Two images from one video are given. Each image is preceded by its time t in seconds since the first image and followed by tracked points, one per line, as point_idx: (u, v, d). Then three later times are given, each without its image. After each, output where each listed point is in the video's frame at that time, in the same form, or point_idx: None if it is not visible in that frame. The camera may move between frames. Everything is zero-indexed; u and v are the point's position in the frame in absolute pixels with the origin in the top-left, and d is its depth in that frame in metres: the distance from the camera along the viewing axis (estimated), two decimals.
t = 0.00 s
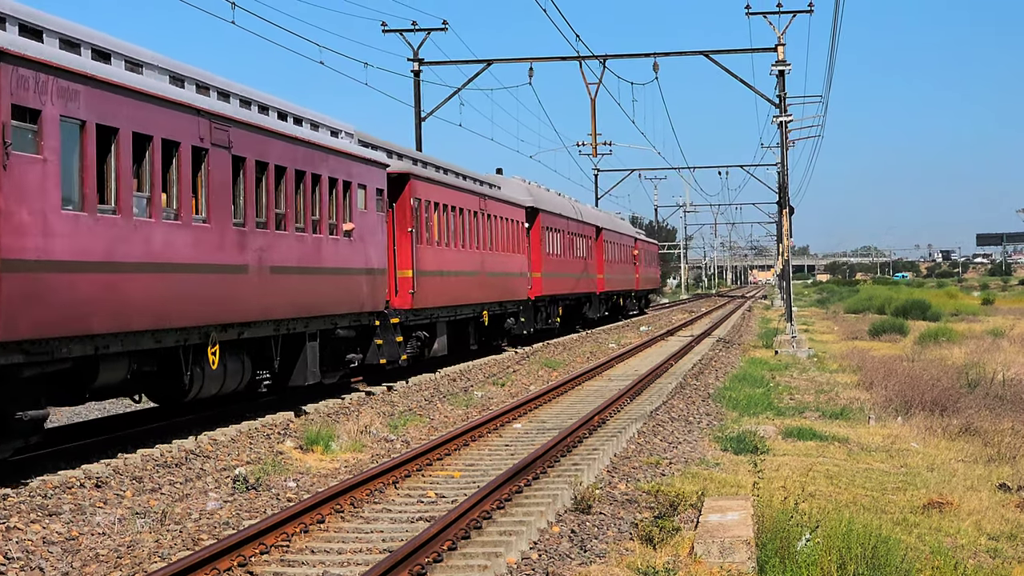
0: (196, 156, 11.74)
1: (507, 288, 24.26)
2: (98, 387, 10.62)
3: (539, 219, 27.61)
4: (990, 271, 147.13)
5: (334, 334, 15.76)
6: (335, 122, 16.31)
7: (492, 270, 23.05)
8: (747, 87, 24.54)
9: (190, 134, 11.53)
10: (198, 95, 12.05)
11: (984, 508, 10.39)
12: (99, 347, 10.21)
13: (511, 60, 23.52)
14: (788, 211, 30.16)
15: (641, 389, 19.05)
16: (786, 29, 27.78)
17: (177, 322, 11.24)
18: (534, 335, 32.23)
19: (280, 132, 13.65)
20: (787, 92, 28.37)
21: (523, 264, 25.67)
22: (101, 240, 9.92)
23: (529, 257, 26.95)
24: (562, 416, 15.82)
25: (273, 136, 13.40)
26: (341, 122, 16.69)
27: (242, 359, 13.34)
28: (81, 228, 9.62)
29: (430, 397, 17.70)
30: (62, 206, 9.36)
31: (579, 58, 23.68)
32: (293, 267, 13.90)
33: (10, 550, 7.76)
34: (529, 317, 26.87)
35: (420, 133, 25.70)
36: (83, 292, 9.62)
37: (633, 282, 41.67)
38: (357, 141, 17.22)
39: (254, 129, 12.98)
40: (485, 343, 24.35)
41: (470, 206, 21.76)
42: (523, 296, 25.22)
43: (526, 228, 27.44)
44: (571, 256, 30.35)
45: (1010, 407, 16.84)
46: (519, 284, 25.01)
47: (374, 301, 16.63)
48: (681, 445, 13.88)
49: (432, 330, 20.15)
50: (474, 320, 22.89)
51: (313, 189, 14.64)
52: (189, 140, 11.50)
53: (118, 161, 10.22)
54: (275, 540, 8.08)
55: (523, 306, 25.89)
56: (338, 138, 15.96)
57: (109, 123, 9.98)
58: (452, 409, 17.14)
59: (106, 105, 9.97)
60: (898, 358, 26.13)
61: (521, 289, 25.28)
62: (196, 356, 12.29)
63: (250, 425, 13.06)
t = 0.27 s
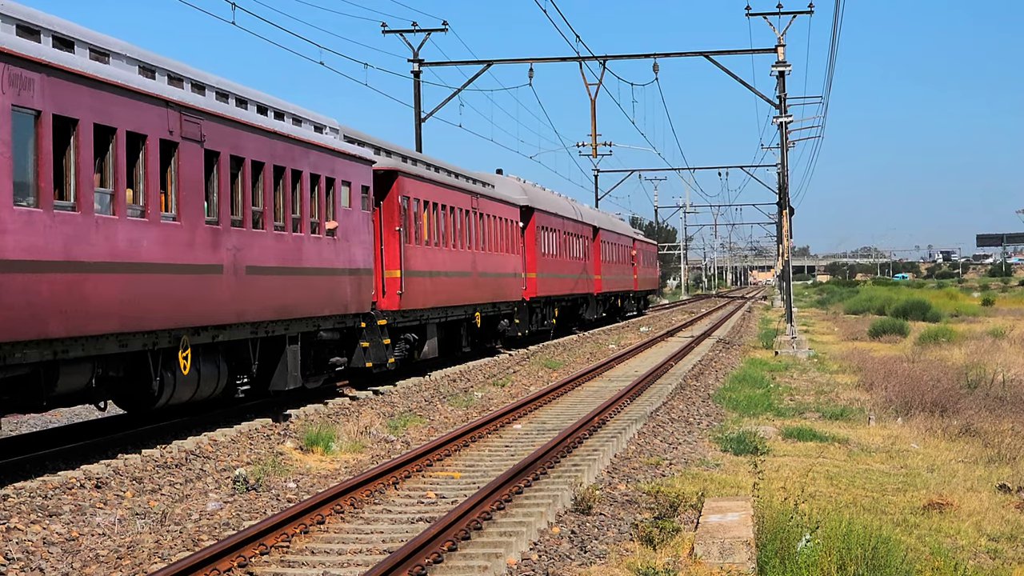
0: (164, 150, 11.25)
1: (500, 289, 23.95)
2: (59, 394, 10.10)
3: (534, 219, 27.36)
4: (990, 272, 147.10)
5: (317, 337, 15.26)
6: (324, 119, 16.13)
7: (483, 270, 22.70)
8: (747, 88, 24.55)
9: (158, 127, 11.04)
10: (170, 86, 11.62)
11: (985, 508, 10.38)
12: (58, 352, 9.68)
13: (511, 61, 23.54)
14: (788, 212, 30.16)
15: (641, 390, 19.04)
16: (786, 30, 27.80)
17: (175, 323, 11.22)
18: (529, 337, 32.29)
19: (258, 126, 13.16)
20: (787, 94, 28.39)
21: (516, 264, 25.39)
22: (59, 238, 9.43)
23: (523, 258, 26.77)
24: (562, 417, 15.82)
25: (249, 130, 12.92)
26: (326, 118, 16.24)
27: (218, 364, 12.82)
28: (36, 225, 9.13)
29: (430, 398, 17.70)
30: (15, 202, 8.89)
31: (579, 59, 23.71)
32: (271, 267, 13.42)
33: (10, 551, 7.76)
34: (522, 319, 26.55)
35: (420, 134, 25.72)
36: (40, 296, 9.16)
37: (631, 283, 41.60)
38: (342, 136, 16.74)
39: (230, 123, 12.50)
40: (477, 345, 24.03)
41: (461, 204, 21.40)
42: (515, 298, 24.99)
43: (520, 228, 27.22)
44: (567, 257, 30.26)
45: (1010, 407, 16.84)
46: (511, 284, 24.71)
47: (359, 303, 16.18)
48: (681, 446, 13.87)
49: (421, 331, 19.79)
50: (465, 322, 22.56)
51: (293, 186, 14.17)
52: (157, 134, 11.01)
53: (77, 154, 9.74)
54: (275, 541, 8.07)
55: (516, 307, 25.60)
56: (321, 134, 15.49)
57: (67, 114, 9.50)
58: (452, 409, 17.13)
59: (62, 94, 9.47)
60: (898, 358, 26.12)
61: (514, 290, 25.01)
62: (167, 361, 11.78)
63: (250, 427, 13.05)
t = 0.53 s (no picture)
0: (130, 144, 10.58)
1: (493, 291, 23.40)
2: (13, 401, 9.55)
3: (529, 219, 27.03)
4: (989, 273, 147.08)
5: (298, 340, 14.65)
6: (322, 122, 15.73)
7: (475, 271, 22.07)
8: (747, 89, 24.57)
9: (124, 119, 10.40)
10: (140, 77, 10.93)
11: (985, 509, 10.38)
12: (8, 359, 9.09)
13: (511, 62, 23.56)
14: (788, 213, 30.14)
15: (640, 390, 19.02)
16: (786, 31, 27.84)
17: (173, 324, 11.18)
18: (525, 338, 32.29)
19: (235, 120, 12.52)
20: (788, 95, 28.38)
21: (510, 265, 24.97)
22: (11, 236, 8.82)
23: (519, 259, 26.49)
24: (562, 418, 15.80)
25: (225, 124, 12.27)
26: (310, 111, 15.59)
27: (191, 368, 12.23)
28: None
29: (429, 398, 17.69)
30: None
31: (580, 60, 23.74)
32: (248, 267, 12.79)
33: (9, 551, 7.76)
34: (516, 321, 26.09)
35: (420, 135, 25.75)
36: None
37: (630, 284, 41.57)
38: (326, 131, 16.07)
39: (204, 116, 11.85)
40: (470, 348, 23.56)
41: (453, 203, 20.78)
42: (510, 299, 24.60)
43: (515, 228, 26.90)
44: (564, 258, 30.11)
45: (1010, 408, 16.83)
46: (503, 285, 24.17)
47: (343, 305, 15.56)
48: (681, 447, 13.87)
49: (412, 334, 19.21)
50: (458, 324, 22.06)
51: (272, 182, 13.55)
52: (123, 127, 10.37)
53: (31, 146, 9.13)
54: (275, 541, 8.07)
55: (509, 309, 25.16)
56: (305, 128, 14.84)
57: (20, 104, 8.88)
58: (452, 410, 17.12)
59: (16, 83, 8.85)
60: (898, 359, 26.10)
61: (507, 292, 24.50)
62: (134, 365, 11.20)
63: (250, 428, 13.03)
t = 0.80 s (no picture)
0: (89, 135, 10.04)
1: (484, 291, 23.03)
2: None
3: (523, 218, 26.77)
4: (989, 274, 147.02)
5: (277, 343, 14.16)
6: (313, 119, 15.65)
7: (465, 271, 21.71)
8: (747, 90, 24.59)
9: (84, 110, 9.87)
10: (105, 66, 10.42)
11: (985, 510, 10.37)
12: None
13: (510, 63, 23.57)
14: (788, 213, 30.13)
15: (640, 391, 19.00)
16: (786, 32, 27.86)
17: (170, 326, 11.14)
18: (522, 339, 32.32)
19: (209, 112, 11.99)
20: (787, 95, 28.39)
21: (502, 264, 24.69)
22: None
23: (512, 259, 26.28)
24: (562, 418, 15.79)
25: (197, 117, 11.76)
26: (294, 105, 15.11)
27: (161, 373, 11.74)
28: None
29: (429, 399, 17.69)
30: None
31: (580, 61, 23.75)
32: (221, 267, 12.28)
33: (9, 552, 7.76)
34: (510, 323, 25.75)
35: (421, 136, 25.77)
36: None
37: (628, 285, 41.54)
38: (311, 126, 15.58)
39: (174, 108, 11.33)
40: (462, 350, 23.22)
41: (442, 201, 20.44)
42: (502, 301, 24.31)
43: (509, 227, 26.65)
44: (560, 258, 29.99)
45: (1010, 408, 16.82)
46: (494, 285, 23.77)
47: (326, 307, 15.03)
48: (681, 448, 13.85)
49: (399, 336, 18.84)
50: (448, 325, 21.64)
51: (249, 178, 13.05)
52: (82, 117, 9.85)
53: None
54: (275, 542, 8.07)
55: (501, 310, 24.82)
56: (286, 122, 14.32)
57: None
58: (452, 411, 17.11)
59: None
60: (898, 360, 26.07)
61: (499, 292, 24.18)
62: (97, 370, 10.71)
63: (249, 429, 13.04)
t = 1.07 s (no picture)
0: (45, 126, 9.40)
1: (475, 292, 22.56)
2: None
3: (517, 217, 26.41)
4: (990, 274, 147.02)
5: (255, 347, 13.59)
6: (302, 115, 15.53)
7: (456, 271, 21.22)
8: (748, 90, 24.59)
9: (40, 98, 9.25)
10: (65, 53, 9.94)
11: (985, 511, 10.37)
12: None
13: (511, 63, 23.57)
14: (788, 214, 30.13)
15: (640, 391, 18.99)
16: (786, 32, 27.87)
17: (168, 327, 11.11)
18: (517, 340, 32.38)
19: (178, 103, 11.41)
20: (788, 95, 28.39)
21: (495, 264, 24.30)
22: None
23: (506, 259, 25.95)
24: (562, 419, 15.79)
25: (166, 107, 11.18)
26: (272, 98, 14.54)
27: (128, 379, 11.14)
28: None
29: (429, 399, 17.68)
30: None
31: (580, 61, 23.74)
32: (192, 267, 11.66)
33: (10, 552, 7.76)
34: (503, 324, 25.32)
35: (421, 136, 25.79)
36: None
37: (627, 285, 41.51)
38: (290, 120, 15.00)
39: (140, 98, 10.74)
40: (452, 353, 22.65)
41: (432, 199, 19.95)
42: (494, 301, 23.97)
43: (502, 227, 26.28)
44: (555, 258, 29.78)
45: (1010, 409, 16.81)
46: (485, 286, 23.29)
47: (307, 308, 14.44)
48: (681, 448, 13.85)
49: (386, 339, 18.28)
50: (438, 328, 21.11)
51: (223, 174, 12.47)
52: (38, 107, 9.21)
53: None
54: (275, 543, 8.07)
55: (495, 311, 24.41)
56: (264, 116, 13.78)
57: None
58: (452, 411, 17.11)
59: None
60: (898, 361, 26.08)
61: (491, 293, 23.73)
62: (55, 376, 10.11)
63: (249, 429, 13.04)
